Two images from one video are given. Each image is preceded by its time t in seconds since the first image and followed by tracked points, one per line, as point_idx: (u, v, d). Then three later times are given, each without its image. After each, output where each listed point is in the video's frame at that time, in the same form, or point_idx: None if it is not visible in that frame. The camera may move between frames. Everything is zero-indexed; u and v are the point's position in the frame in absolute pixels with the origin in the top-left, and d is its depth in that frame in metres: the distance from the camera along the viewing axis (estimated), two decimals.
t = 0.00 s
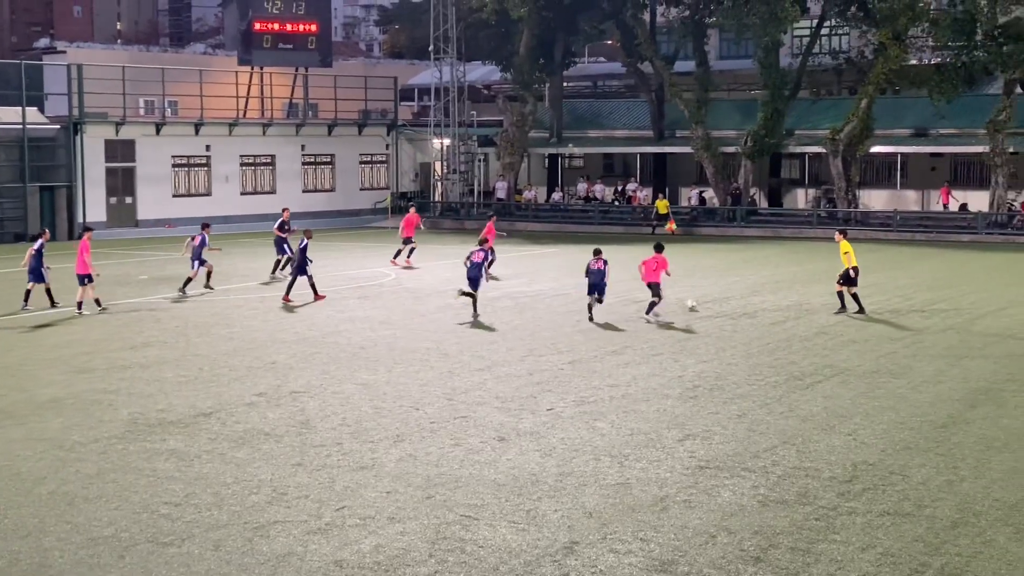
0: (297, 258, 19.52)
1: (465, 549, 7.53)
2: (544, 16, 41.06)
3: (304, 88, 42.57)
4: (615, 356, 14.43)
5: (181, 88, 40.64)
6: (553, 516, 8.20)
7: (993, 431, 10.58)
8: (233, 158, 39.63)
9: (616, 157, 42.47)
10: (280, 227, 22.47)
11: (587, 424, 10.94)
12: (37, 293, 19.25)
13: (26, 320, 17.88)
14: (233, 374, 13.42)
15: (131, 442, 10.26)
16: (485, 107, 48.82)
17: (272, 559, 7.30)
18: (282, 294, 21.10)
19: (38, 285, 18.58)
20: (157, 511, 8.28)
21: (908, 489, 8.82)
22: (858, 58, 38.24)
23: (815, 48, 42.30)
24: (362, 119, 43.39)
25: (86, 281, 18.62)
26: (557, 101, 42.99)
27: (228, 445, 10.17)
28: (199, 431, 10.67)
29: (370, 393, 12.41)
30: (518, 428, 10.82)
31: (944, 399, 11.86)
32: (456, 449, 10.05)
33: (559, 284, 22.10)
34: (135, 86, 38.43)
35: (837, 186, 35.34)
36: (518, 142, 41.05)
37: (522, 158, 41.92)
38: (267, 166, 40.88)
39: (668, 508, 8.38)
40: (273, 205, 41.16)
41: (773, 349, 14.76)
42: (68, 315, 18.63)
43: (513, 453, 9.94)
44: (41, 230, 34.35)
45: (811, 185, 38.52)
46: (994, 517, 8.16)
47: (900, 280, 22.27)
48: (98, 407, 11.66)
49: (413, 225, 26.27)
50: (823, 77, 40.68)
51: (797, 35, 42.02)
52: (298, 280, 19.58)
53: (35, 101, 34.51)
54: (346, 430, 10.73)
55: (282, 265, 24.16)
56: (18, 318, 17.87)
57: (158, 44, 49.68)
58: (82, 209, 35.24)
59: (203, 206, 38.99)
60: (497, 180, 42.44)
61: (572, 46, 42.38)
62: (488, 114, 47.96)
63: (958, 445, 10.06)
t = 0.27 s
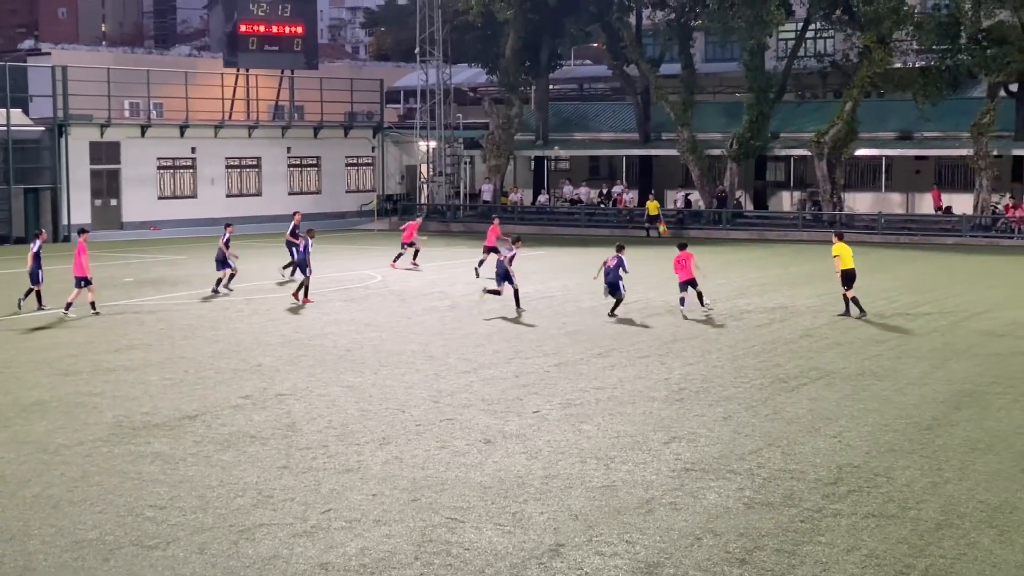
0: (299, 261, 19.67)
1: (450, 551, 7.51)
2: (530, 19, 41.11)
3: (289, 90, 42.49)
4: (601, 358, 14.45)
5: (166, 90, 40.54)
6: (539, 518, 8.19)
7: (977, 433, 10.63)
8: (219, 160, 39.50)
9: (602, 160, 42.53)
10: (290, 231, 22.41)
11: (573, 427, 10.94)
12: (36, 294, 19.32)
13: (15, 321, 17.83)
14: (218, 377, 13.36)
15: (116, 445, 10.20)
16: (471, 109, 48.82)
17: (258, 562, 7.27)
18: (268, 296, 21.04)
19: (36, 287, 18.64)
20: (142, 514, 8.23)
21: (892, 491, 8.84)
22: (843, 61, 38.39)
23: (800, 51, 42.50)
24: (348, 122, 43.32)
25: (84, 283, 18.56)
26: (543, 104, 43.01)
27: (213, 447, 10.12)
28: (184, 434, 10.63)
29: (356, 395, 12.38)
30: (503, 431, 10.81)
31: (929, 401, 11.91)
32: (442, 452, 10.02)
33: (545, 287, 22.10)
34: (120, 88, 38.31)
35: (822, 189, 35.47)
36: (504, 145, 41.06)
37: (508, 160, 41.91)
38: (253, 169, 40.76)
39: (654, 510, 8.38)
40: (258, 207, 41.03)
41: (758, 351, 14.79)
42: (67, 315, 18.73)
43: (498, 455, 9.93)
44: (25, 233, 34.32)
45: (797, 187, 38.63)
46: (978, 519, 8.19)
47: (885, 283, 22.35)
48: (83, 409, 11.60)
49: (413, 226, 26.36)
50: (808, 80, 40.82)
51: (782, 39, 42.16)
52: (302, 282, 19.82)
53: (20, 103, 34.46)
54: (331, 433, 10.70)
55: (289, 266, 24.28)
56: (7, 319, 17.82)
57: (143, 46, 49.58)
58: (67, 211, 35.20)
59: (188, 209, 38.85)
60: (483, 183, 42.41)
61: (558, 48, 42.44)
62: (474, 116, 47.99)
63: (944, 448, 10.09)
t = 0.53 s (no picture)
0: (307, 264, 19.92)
1: (442, 553, 7.50)
2: (522, 21, 41.14)
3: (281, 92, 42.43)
4: (592, 360, 14.46)
5: (157, 92, 40.44)
6: (530, 521, 8.18)
7: (968, 435, 10.65)
8: (209, 162, 39.41)
9: (594, 162, 42.56)
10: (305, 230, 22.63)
11: (565, 429, 10.93)
12: (41, 295, 19.42)
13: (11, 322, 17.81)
14: (209, 379, 13.33)
15: (106, 447, 10.16)
16: (462, 111, 48.81)
17: (249, 565, 7.25)
18: (259, 298, 21.01)
19: (40, 288, 18.72)
20: (133, 516, 8.21)
21: (883, 493, 8.86)
22: (834, 64, 38.46)
23: (791, 54, 42.61)
24: (339, 124, 43.26)
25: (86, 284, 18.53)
26: (534, 106, 43.01)
27: (204, 449, 10.10)
28: (175, 436, 10.60)
29: (348, 398, 12.35)
30: (495, 433, 10.80)
31: (920, 403, 11.93)
32: (433, 454, 10.01)
33: (536, 288, 22.11)
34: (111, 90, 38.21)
35: (813, 192, 35.55)
36: (496, 147, 41.04)
37: (499, 163, 41.90)
38: (244, 171, 40.67)
39: (645, 512, 8.38)
40: (249, 209, 40.92)
41: (750, 353, 14.81)
42: (73, 315, 18.83)
43: (490, 457, 9.92)
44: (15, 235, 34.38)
45: (788, 190, 38.70)
46: (969, 521, 8.21)
47: (876, 285, 22.42)
48: (73, 412, 11.55)
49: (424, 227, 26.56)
50: (799, 82, 40.88)
51: (773, 41, 42.22)
52: (309, 285, 20.03)
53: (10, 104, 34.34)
54: (322, 434, 10.68)
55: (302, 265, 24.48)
56: (3, 320, 17.82)
57: (134, 48, 49.50)
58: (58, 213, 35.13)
59: (179, 210, 38.74)
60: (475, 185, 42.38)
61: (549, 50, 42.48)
62: (465, 118, 47.99)
63: (934, 450, 10.12)
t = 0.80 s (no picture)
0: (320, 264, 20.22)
1: (439, 555, 7.50)
2: (520, 23, 41.16)
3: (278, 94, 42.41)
4: (590, 361, 14.46)
5: (155, 93, 40.42)
6: (528, 523, 8.18)
7: (966, 437, 10.66)
8: (207, 163, 39.39)
9: (592, 164, 42.53)
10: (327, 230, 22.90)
11: (563, 431, 10.93)
12: (48, 296, 19.65)
13: (21, 323, 17.97)
14: (206, 380, 13.32)
15: (103, 449, 10.14)
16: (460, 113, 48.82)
17: (246, 566, 7.25)
18: (257, 299, 21.02)
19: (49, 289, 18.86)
20: (131, 518, 8.20)
21: (881, 495, 8.86)
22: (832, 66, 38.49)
23: (789, 56, 42.67)
24: (337, 125, 43.26)
25: (95, 286, 18.55)
26: (532, 107, 43.02)
27: (201, 451, 10.08)
28: (172, 438, 10.59)
29: (345, 400, 12.34)
30: (493, 435, 10.80)
31: (917, 405, 11.93)
32: (431, 456, 10.01)
33: (534, 290, 22.13)
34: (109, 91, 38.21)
35: (811, 193, 35.57)
36: (493, 149, 41.02)
37: (497, 164, 41.89)
38: (242, 172, 40.65)
39: (642, 514, 8.38)
40: (246, 211, 40.91)
41: (747, 355, 14.82)
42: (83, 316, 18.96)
43: (488, 459, 9.91)
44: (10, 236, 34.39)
45: (785, 192, 38.73)
46: (967, 523, 8.20)
47: (873, 287, 22.45)
48: (70, 413, 11.54)
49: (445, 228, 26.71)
50: (797, 84, 40.91)
51: (771, 43, 42.29)
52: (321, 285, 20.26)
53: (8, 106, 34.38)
54: (320, 436, 10.68)
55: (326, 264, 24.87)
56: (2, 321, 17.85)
57: (132, 49, 49.55)
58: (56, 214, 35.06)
59: (176, 212, 38.73)
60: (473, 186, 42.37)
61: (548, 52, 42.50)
62: (463, 120, 48.01)
63: (932, 451, 10.12)
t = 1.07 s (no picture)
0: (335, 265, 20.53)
1: (444, 556, 7.50)
2: (524, 24, 41.17)
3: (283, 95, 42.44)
4: (594, 362, 14.47)
5: (160, 95, 40.48)
6: (532, 523, 8.18)
7: (971, 438, 10.64)
8: (212, 165, 39.43)
9: (596, 165, 42.50)
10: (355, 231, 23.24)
11: (567, 432, 10.93)
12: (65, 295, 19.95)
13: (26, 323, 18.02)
14: (211, 381, 13.33)
15: (108, 450, 10.16)
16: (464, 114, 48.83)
17: (251, 567, 7.26)
18: (261, 300, 21.04)
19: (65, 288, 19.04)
20: (136, 518, 8.21)
21: (885, 497, 8.85)
22: (836, 67, 38.46)
23: (793, 57, 42.67)
24: (342, 126, 43.28)
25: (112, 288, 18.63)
26: (536, 109, 43.02)
27: (206, 452, 10.10)
28: (176, 438, 10.61)
29: (349, 401, 12.35)
30: (497, 436, 10.80)
31: (922, 407, 11.91)
32: (435, 457, 10.01)
33: (538, 291, 22.14)
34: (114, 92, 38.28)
35: (816, 195, 35.53)
36: (498, 150, 41.03)
37: (501, 165, 41.89)
38: (246, 173, 40.69)
39: (647, 516, 8.37)
40: (251, 212, 40.96)
41: (752, 356, 14.82)
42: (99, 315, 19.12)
43: (492, 460, 9.91)
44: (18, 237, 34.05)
45: (790, 193, 38.70)
46: (971, 525, 8.20)
47: (877, 288, 22.43)
48: (74, 414, 11.57)
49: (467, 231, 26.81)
50: (801, 85, 40.88)
51: (776, 44, 42.28)
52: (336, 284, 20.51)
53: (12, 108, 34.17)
54: (324, 437, 10.69)
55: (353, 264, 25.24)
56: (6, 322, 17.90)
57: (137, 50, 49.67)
58: (61, 215, 35.00)
59: (181, 213, 38.81)
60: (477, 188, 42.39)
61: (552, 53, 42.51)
62: (467, 121, 48.04)
63: (937, 453, 10.11)
